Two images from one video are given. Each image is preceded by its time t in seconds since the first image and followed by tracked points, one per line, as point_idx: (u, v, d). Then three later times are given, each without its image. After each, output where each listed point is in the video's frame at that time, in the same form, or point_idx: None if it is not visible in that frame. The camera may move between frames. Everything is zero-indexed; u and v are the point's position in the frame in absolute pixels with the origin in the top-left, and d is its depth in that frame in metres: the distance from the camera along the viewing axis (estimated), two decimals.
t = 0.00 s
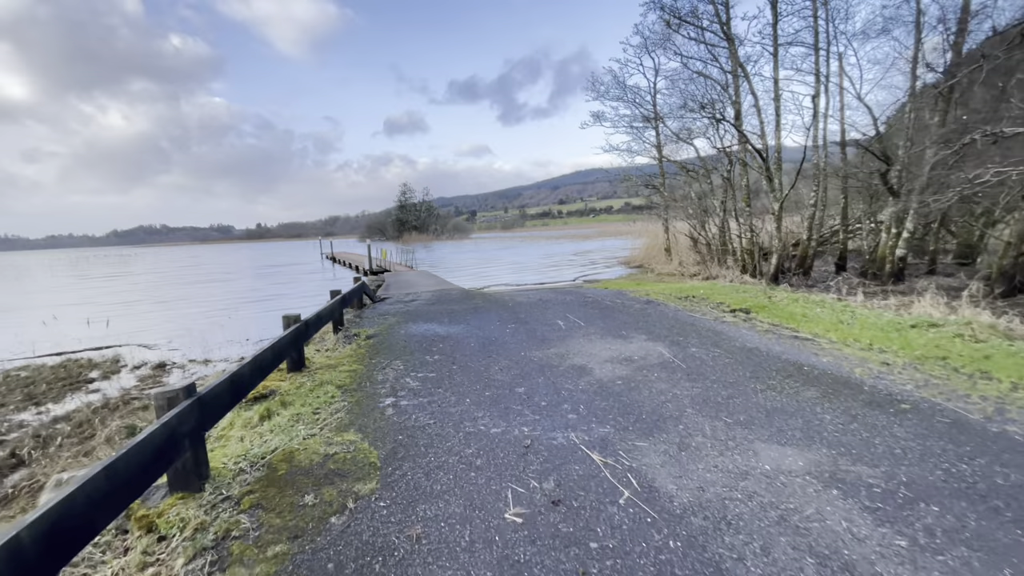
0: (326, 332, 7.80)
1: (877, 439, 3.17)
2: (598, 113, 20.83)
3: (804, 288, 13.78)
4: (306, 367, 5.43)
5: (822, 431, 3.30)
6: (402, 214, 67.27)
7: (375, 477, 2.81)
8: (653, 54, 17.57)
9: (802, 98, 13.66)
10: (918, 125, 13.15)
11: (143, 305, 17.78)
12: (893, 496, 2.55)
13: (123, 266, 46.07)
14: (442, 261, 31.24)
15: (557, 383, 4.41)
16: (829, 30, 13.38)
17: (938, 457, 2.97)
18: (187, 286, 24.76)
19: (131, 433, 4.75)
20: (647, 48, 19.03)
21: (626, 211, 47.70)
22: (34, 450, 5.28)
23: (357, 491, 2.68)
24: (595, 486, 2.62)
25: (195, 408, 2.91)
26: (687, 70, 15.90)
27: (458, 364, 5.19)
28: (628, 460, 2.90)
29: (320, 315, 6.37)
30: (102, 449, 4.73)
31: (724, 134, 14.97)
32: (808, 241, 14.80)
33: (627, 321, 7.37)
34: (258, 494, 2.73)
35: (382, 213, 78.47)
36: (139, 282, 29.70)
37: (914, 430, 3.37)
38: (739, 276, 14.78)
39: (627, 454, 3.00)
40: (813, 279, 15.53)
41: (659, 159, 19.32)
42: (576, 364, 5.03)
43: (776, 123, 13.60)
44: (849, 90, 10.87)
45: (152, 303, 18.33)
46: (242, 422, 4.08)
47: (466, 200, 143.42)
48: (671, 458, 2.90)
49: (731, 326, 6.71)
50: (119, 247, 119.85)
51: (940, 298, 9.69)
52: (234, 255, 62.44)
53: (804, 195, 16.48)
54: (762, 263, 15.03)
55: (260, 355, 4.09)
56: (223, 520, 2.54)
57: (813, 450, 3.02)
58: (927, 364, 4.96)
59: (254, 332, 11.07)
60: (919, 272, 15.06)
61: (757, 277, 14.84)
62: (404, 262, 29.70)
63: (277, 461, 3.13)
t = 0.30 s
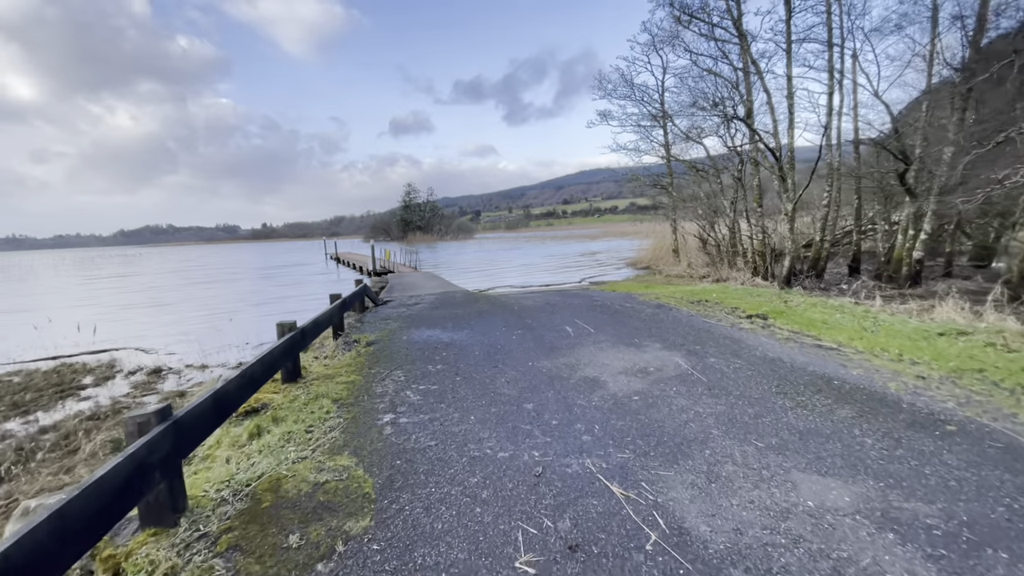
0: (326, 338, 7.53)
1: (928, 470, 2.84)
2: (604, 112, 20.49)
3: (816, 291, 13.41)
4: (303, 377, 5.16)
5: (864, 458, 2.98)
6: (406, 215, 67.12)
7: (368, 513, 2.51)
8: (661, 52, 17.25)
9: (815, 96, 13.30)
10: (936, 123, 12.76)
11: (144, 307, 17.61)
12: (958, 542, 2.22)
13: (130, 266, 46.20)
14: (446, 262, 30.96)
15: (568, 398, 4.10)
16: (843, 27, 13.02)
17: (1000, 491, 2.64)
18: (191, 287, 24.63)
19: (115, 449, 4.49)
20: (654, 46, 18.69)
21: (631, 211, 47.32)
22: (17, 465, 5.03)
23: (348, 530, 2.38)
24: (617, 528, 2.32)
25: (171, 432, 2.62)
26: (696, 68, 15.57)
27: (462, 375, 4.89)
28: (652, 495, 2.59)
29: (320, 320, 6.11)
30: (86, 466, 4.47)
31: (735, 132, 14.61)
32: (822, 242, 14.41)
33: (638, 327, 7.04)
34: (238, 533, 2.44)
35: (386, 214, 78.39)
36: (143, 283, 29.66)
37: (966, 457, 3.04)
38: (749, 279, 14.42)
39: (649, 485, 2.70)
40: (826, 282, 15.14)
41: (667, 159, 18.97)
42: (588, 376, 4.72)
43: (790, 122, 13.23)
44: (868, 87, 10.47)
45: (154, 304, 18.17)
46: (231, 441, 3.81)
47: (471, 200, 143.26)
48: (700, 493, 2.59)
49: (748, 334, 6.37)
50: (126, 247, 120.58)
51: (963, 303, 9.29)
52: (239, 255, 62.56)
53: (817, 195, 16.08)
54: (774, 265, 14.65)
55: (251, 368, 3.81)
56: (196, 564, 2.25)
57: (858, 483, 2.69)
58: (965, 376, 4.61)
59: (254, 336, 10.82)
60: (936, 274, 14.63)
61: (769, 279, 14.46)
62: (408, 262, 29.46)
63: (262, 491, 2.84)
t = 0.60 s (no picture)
0: (320, 340, 7.23)
1: (983, 494, 2.53)
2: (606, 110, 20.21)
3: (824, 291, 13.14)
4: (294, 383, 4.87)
5: (909, 479, 2.67)
6: (406, 215, 66.84)
7: (354, 547, 2.21)
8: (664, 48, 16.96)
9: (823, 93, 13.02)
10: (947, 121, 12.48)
11: (139, 307, 17.32)
12: None
13: (128, 266, 45.93)
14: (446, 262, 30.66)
15: (576, 408, 3.80)
16: (851, 22, 12.74)
17: None
18: (187, 287, 24.35)
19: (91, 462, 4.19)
20: (657, 43, 18.44)
21: (632, 211, 47.17)
22: None
23: (330, 567, 2.08)
24: (640, 565, 2.02)
25: (129, 454, 2.35)
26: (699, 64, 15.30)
27: (462, 381, 4.60)
28: (676, 524, 2.29)
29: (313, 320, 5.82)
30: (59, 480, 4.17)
31: (739, 129, 14.34)
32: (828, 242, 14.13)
33: (646, 329, 6.74)
34: (205, 570, 2.14)
35: (386, 213, 78.12)
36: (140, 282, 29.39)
37: (1022, 476, 2.72)
38: (755, 279, 14.14)
39: (672, 512, 2.40)
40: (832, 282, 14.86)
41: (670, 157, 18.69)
42: (597, 383, 4.42)
43: (796, 119, 12.96)
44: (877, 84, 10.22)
45: (149, 304, 17.88)
46: (211, 456, 3.51)
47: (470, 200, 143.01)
48: (731, 522, 2.29)
49: (761, 337, 6.08)
50: (125, 247, 120.28)
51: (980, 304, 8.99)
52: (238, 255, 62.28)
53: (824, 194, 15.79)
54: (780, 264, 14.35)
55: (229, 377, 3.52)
56: None
57: (908, 510, 2.39)
58: (1001, 383, 4.30)
59: (247, 338, 10.52)
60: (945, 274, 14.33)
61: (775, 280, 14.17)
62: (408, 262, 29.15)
63: (237, 518, 2.54)
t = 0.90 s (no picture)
0: (312, 347, 6.92)
1: None
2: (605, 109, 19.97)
3: (830, 293, 12.88)
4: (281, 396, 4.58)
5: (962, 515, 2.40)
6: (403, 215, 66.44)
7: None
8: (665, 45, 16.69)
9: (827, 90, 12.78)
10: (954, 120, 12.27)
11: (130, 310, 16.95)
12: None
13: (122, 267, 45.47)
14: (444, 263, 30.36)
15: (584, 425, 3.50)
16: (856, 18, 12.50)
17: None
18: (181, 289, 23.96)
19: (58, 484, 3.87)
20: (658, 40, 18.16)
21: (630, 211, 46.93)
22: None
23: None
24: None
25: (82, 494, 2.07)
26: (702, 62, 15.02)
27: (460, 394, 4.30)
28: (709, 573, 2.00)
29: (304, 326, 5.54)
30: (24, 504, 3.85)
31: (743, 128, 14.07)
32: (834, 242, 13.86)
33: (653, 335, 6.46)
34: None
35: (383, 213, 77.73)
36: (133, 284, 28.97)
37: None
38: (760, 280, 13.88)
39: (701, 556, 2.11)
40: (838, 283, 14.61)
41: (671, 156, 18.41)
42: (605, 396, 4.12)
43: (802, 118, 12.70)
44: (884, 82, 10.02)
45: (140, 307, 17.51)
46: (186, 481, 3.20)
47: (468, 200, 142.57)
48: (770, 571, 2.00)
49: (775, 345, 5.80)
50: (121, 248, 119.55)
51: (995, 307, 8.73)
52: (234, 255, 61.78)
53: (828, 193, 15.53)
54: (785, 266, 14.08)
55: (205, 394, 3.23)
56: None
57: (969, 554, 2.10)
58: None
59: (239, 343, 10.18)
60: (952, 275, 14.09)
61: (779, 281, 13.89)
62: (404, 263, 28.82)
63: (205, 563, 2.24)
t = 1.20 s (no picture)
0: (304, 353, 6.64)
1: None
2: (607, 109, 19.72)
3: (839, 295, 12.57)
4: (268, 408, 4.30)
5: None
6: (403, 216, 66.20)
7: None
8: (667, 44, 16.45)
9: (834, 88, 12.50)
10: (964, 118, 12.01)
11: (125, 313, 16.68)
12: None
13: (121, 269, 45.24)
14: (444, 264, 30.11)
15: (593, 443, 3.22)
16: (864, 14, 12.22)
17: None
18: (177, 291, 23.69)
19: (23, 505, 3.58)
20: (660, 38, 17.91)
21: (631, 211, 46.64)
22: None
23: None
24: None
25: (17, 537, 1.80)
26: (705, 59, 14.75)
27: (459, 405, 4.02)
28: None
29: (296, 332, 5.26)
30: None
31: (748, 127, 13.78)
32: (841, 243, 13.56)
33: (661, 340, 6.16)
34: None
35: (383, 215, 77.47)
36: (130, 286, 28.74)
37: None
38: (766, 282, 13.58)
39: None
40: (845, 284, 14.33)
41: (674, 155, 18.13)
42: (615, 409, 3.83)
43: (809, 115, 12.41)
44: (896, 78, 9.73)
45: (135, 310, 17.25)
46: (156, 506, 2.90)
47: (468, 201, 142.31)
48: None
49: (790, 351, 5.52)
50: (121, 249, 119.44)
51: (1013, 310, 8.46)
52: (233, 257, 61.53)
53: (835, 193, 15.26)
54: (791, 267, 13.78)
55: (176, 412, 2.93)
56: None
57: None
58: None
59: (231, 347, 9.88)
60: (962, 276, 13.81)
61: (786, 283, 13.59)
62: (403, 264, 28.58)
63: None
